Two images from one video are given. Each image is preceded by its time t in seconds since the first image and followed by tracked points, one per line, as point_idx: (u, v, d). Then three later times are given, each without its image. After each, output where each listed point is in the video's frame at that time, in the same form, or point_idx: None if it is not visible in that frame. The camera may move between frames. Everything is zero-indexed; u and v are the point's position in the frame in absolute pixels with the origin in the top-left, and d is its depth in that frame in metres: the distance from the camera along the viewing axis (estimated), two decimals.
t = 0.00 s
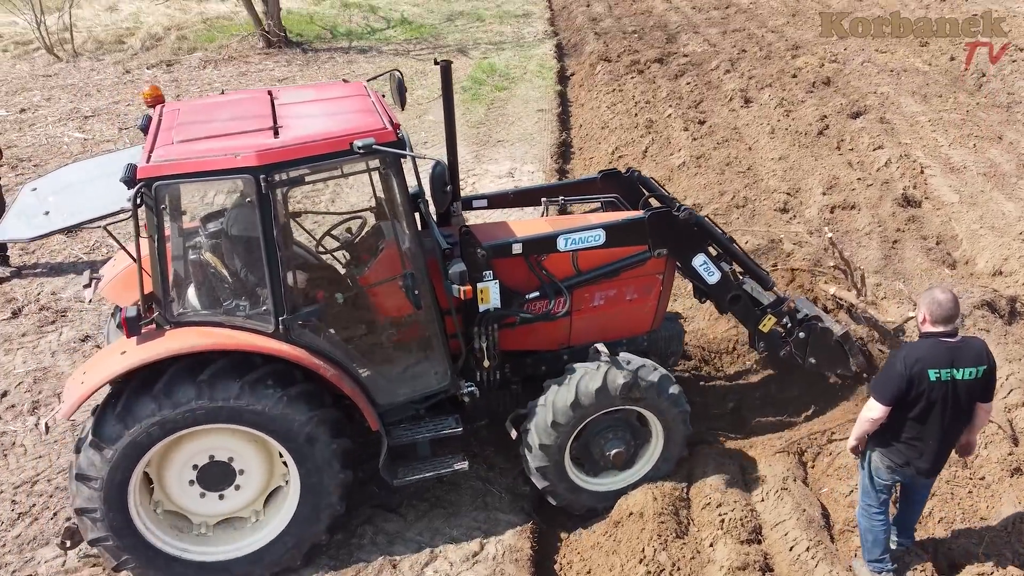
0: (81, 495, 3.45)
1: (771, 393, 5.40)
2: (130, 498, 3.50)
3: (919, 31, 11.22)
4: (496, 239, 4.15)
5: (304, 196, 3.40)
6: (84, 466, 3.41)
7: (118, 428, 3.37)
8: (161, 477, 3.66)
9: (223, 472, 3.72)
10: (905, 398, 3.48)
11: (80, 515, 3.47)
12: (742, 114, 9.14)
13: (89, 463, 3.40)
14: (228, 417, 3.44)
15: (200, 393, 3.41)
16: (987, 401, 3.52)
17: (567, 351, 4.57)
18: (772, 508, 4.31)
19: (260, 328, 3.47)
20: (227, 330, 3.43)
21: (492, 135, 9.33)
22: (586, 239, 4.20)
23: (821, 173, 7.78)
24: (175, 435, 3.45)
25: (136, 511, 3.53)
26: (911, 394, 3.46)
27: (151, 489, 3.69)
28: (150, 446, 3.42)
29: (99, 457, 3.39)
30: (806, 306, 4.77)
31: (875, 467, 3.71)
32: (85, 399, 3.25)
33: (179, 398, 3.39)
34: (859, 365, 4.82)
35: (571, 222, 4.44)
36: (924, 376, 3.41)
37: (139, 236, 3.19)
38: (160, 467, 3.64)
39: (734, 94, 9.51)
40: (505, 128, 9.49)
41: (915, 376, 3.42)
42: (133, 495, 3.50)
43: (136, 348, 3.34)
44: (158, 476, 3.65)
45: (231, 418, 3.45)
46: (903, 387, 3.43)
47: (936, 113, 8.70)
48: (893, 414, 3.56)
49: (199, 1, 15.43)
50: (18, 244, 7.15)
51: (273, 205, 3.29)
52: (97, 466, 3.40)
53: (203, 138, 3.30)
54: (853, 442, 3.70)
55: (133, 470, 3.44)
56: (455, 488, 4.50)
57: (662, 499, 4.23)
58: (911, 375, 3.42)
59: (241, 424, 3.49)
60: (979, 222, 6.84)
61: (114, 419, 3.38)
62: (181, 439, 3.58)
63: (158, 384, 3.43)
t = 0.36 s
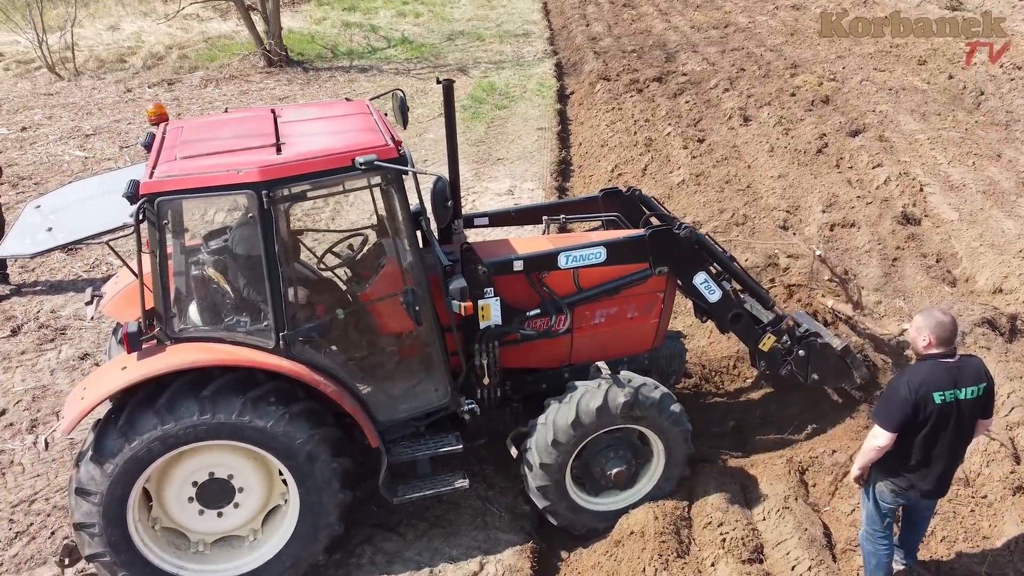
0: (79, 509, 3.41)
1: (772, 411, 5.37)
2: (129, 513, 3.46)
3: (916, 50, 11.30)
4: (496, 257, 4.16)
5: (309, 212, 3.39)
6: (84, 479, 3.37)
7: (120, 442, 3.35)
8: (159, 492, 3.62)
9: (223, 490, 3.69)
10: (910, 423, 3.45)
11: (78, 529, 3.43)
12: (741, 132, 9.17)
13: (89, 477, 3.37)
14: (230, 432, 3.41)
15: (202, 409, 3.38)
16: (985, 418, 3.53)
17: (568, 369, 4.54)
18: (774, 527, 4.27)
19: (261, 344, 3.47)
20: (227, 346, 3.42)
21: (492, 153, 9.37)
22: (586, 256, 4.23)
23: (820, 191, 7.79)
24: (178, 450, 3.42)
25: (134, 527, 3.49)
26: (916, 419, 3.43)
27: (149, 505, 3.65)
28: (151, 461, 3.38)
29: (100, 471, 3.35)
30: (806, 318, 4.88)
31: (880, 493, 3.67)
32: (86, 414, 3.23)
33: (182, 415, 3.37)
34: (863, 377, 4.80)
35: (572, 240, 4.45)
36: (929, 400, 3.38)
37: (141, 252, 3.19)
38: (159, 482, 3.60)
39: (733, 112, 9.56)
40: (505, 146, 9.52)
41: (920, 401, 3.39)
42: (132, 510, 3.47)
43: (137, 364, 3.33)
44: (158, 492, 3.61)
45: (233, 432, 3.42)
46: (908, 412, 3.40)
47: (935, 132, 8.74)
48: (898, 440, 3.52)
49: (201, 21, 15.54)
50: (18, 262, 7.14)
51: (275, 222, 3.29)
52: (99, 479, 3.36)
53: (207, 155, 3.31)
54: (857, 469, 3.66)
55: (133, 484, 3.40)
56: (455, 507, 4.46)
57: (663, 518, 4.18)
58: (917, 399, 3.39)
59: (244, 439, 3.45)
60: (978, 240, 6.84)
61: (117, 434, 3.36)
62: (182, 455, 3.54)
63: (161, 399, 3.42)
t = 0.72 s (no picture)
0: (81, 522, 3.37)
1: (774, 425, 5.35)
2: (131, 527, 3.42)
3: (915, 65, 11.36)
4: (499, 271, 4.13)
5: (312, 227, 3.38)
6: (86, 492, 3.34)
7: (123, 456, 3.31)
8: (161, 506, 3.58)
9: (225, 505, 3.65)
10: (923, 444, 3.41)
11: (79, 542, 3.40)
12: (741, 146, 9.19)
13: (91, 490, 3.33)
14: (235, 448, 3.39)
15: (208, 424, 3.35)
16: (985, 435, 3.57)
17: (572, 383, 4.51)
18: (777, 543, 4.24)
19: (263, 359, 3.44)
20: (231, 360, 3.40)
21: (493, 167, 9.38)
22: (589, 270, 4.19)
23: (821, 205, 7.79)
24: (183, 464, 3.38)
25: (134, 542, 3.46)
26: (930, 440, 3.39)
27: (150, 519, 3.61)
28: (155, 475, 3.35)
29: (104, 483, 3.32)
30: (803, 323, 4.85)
31: (885, 511, 3.63)
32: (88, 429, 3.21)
33: (187, 428, 3.34)
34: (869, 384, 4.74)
35: (575, 253, 4.44)
36: (943, 421, 3.36)
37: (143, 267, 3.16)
38: (161, 496, 3.56)
39: (732, 127, 9.58)
40: (505, 160, 9.54)
41: (935, 422, 3.36)
42: (132, 525, 3.43)
43: (139, 378, 3.31)
44: (159, 506, 3.57)
45: (238, 447, 3.39)
46: (923, 433, 3.36)
47: (935, 146, 8.75)
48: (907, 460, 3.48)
49: (202, 36, 15.62)
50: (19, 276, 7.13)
51: (279, 236, 3.27)
52: (102, 492, 3.32)
53: (210, 169, 3.30)
54: (861, 487, 3.61)
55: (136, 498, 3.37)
56: (456, 522, 4.42)
57: (666, 534, 4.15)
58: (932, 421, 3.35)
59: (250, 455, 3.43)
60: (979, 254, 6.84)
61: (122, 447, 3.32)
62: (185, 469, 3.50)
63: (163, 414, 3.38)
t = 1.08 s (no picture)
0: (107, 490, 3.33)
1: (775, 427, 5.34)
2: (149, 508, 3.39)
3: (915, 67, 11.36)
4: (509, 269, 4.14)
5: (322, 224, 3.37)
6: (120, 461, 3.32)
7: (168, 434, 3.33)
8: (179, 494, 3.57)
9: (240, 504, 3.65)
10: (930, 449, 3.39)
11: (93, 511, 3.35)
12: (742, 147, 9.19)
13: (127, 462, 3.31)
14: (275, 450, 3.42)
15: (256, 423, 3.39)
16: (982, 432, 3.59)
17: (582, 380, 4.50)
18: (779, 545, 4.23)
19: (278, 357, 3.44)
20: (245, 359, 3.40)
21: (493, 169, 9.39)
22: (599, 266, 4.21)
23: (822, 206, 7.79)
24: (217, 455, 3.40)
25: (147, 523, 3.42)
26: (936, 444, 3.38)
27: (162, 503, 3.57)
28: (191, 461, 3.36)
29: (137, 459, 3.31)
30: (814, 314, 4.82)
31: (889, 515, 3.61)
32: (104, 428, 3.20)
33: (234, 421, 3.37)
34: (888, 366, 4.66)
35: (584, 251, 4.45)
36: (950, 424, 3.35)
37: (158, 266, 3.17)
38: (182, 484, 3.55)
39: (733, 128, 9.59)
40: (505, 162, 9.54)
41: (941, 426, 3.35)
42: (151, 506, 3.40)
43: (154, 377, 3.31)
44: (176, 493, 3.56)
45: (278, 450, 3.42)
46: (930, 438, 3.35)
47: (936, 148, 8.74)
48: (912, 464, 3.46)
49: (202, 37, 15.63)
50: (19, 278, 7.12)
51: (293, 234, 3.28)
52: (133, 466, 3.31)
53: (223, 168, 3.30)
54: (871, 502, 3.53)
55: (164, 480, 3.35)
56: (457, 524, 4.41)
57: (668, 536, 4.14)
58: (938, 425, 3.34)
59: (286, 461, 3.46)
60: (980, 255, 6.84)
61: (166, 427, 3.34)
62: (212, 462, 3.51)
63: (180, 411, 3.38)
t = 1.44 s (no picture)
0: (132, 475, 3.32)
1: (777, 427, 5.34)
2: (167, 495, 3.38)
3: (916, 67, 11.36)
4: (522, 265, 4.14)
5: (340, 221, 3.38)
6: (146, 446, 3.33)
7: (200, 421, 3.34)
8: (196, 484, 3.56)
9: (254, 499, 3.65)
10: (927, 447, 3.39)
11: (112, 493, 3.33)
12: (743, 147, 9.18)
13: (156, 447, 3.31)
14: (300, 450, 3.44)
15: (287, 417, 3.41)
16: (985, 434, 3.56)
17: (592, 376, 4.51)
18: (780, 544, 4.22)
19: (295, 350, 3.45)
20: (263, 352, 3.41)
21: (494, 169, 9.38)
22: (611, 257, 4.13)
23: (822, 206, 7.78)
24: (244, 448, 3.40)
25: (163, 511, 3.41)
26: (933, 443, 3.37)
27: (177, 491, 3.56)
28: (218, 450, 3.36)
29: (164, 445, 3.31)
30: (828, 295, 4.69)
31: (888, 513, 3.60)
32: (121, 421, 3.18)
33: (266, 414, 3.38)
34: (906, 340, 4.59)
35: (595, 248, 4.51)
36: (946, 422, 3.34)
37: (177, 259, 3.18)
38: (200, 475, 3.53)
39: (733, 128, 9.58)
40: (506, 162, 9.54)
41: (938, 424, 3.34)
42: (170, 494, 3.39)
43: (173, 370, 3.31)
44: (194, 484, 3.55)
45: (303, 449, 3.44)
46: (926, 435, 3.34)
47: (937, 148, 8.73)
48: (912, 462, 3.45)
49: (202, 37, 15.63)
50: (18, 278, 7.11)
51: (312, 228, 3.31)
52: (159, 452, 3.31)
53: (240, 162, 3.32)
54: (873, 501, 3.49)
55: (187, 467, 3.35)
56: (458, 524, 4.41)
57: (669, 535, 4.13)
58: (935, 423, 3.34)
59: (310, 459, 3.47)
60: (981, 255, 6.84)
61: (197, 414, 3.35)
62: (233, 454, 3.51)
63: (206, 402, 3.38)
